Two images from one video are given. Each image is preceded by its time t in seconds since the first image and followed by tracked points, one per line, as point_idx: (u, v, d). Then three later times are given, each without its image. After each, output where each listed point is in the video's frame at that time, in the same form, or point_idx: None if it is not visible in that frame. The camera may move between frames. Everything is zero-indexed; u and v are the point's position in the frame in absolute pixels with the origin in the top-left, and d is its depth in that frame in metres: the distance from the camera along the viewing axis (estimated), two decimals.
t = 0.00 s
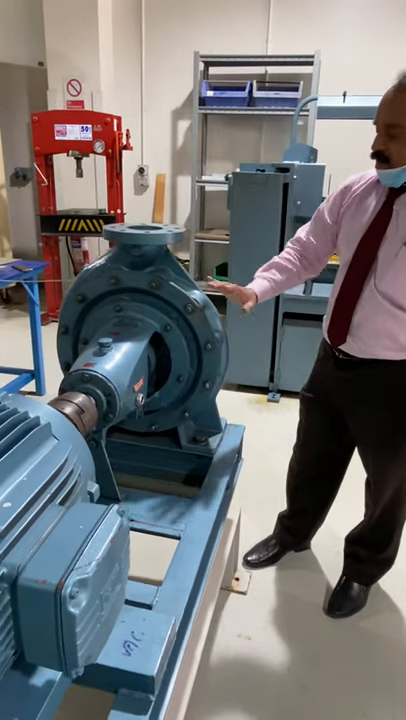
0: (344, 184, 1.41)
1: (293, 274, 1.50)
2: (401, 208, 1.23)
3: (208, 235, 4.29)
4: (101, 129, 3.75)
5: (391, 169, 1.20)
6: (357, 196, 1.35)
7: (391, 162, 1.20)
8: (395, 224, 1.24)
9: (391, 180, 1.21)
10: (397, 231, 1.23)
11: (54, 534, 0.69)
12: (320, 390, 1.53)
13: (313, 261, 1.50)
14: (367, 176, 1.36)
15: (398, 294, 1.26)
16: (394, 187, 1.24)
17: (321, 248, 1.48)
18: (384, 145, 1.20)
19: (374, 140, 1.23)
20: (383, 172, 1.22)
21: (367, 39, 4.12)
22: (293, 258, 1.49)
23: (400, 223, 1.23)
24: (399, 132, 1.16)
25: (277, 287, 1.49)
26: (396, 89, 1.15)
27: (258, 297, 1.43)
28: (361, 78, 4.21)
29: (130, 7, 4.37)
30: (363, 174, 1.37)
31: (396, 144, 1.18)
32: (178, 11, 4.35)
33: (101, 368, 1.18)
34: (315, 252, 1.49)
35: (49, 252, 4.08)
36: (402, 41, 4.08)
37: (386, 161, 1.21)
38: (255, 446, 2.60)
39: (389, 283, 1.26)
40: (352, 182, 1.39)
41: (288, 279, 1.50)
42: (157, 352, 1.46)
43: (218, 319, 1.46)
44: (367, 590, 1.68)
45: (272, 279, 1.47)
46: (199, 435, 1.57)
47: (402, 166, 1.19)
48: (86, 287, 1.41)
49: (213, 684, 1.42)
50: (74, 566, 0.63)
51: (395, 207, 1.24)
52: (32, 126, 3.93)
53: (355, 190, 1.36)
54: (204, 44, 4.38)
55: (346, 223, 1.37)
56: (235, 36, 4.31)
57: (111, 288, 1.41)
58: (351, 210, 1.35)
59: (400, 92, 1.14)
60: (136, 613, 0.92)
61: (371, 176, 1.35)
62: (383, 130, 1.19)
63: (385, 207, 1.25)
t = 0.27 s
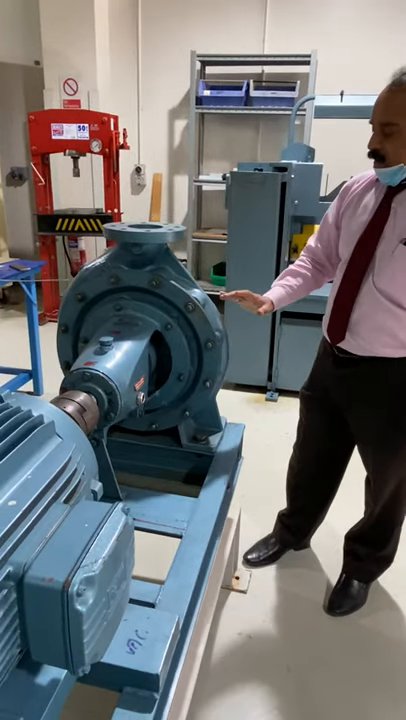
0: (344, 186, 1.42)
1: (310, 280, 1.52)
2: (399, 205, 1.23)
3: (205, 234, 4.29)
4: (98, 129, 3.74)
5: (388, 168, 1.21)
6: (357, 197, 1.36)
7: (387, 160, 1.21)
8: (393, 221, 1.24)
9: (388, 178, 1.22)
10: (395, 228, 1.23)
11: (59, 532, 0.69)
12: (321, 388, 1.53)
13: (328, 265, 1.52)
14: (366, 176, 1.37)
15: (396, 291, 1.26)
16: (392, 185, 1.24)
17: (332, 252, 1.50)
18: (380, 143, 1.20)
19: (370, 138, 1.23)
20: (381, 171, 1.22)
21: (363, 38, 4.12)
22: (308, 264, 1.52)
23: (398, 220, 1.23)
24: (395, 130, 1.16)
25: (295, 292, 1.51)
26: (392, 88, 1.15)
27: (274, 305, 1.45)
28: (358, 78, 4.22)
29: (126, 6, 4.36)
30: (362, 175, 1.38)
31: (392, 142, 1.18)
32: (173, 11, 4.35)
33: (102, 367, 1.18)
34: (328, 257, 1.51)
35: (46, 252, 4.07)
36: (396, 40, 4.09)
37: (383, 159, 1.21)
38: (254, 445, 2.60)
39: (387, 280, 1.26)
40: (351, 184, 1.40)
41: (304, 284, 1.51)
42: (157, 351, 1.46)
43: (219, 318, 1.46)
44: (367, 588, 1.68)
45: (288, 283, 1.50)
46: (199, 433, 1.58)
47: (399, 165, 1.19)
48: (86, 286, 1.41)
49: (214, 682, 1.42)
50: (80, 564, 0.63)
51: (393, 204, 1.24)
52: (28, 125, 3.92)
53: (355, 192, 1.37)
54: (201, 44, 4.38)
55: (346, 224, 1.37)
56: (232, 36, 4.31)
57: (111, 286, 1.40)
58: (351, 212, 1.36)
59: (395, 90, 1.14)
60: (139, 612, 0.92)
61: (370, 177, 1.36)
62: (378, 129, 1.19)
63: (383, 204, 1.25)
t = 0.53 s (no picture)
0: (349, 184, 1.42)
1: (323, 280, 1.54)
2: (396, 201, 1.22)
3: (202, 233, 4.28)
4: (94, 127, 3.73)
5: (386, 163, 1.20)
6: (360, 195, 1.36)
7: (384, 155, 1.20)
8: (389, 216, 1.24)
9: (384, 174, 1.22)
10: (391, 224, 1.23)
11: (60, 531, 0.68)
12: (319, 386, 1.53)
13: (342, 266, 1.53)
14: (369, 174, 1.37)
15: (388, 286, 1.26)
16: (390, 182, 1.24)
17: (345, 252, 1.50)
18: (378, 138, 1.20)
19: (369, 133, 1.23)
20: (380, 166, 1.21)
21: (359, 37, 4.13)
22: (322, 262, 1.53)
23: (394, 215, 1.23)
24: (393, 125, 1.16)
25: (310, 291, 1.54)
26: (392, 83, 1.15)
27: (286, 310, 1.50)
28: (354, 76, 4.22)
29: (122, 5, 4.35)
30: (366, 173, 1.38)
31: (389, 137, 1.18)
32: (169, 10, 4.34)
33: (101, 365, 1.18)
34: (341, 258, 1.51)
35: (42, 251, 4.05)
36: (394, 40, 4.09)
37: (380, 155, 1.21)
38: (252, 444, 2.60)
39: (380, 275, 1.26)
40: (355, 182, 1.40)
41: (318, 283, 1.54)
42: (156, 349, 1.45)
43: (217, 315, 1.46)
44: (365, 586, 1.68)
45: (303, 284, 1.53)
46: (198, 432, 1.57)
47: (397, 159, 1.18)
48: (84, 284, 1.40)
49: (214, 681, 1.41)
50: (81, 563, 0.62)
51: (390, 200, 1.23)
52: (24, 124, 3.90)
53: (358, 190, 1.37)
54: (197, 42, 4.37)
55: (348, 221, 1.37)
56: (228, 35, 4.30)
57: (109, 285, 1.40)
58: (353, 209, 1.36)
59: (395, 86, 1.14)
60: (140, 611, 0.92)
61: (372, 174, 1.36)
62: (377, 123, 1.19)
63: (381, 200, 1.25)
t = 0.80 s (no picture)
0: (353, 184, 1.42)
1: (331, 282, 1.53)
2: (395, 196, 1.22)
3: (199, 231, 4.28)
4: (90, 125, 3.72)
5: (384, 159, 1.19)
6: (363, 192, 1.35)
7: (382, 151, 1.19)
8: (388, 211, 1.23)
9: (382, 169, 1.21)
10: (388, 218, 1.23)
11: (56, 529, 0.67)
12: (320, 383, 1.53)
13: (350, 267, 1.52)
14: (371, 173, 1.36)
15: (383, 280, 1.25)
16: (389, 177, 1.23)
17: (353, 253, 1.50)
18: (376, 133, 1.19)
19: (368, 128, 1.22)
20: (377, 162, 1.21)
21: (356, 35, 4.12)
22: (331, 262, 1.51)
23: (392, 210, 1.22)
24: (389, 120, 1.15)
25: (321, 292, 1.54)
26: (390, 78, 1.14)
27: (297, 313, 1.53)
28: (350, 74, 4.21)
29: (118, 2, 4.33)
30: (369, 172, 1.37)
31: (386, 133, 1.17)
32: (166, 8, 4.33)
33: (98, 362, 1.17)
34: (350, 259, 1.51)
35: (38, 249, 4.04)
36: (395, 39, 4.09)
37: (378, 150, 1.20)
38: (250, 442, 2.59)
39: (375, 268, 1.25)
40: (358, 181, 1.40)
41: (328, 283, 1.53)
42: (153, 346, 1.45)
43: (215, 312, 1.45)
44: (364, 584, 1.68)
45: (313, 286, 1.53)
46: (195, 430, 1.56)
47: (394, 156, 1.17)
48: (80, 281, 1.39)
49: (212, 679, 1.41)
50: (78, 561, 0.61)
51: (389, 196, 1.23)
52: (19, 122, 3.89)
53: (361, 189, 1.37)
54: (193, 40, 4.36)
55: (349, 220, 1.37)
56: (224, 32, 4.29)
57: (106, 281, 1.39)
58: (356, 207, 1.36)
59: (394, 80, 1.13)
60: (138, 609, 0.91)
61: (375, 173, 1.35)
62: (375, 119, 1.19)
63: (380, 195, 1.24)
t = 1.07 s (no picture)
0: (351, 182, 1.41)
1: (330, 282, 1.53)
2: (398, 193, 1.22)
3: (196, 230, 4.27)
4: (87, 123, 3.71)
5: (386, 155, 1.18)
6: (362, 190, 1.35)
7: (384, 147, 1.19)
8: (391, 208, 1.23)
9: (384, 165, 1.20)
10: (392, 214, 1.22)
11: (53, 529, 0.67)
12: (319, 382, 1.53)
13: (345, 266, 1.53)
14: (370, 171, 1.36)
15: (387, 277, 1.24)
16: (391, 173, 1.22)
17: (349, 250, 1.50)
18: (378, 129, 1.19)
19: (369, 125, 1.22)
20: (379, 158, 1.20)
21: (353, 33, 4.11)
22: (329, 261, 1.51)
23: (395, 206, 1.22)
24: (392, 115, 1.15)
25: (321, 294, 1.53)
26: (392, 74, 1.14)
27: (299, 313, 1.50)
28: (347, 72, 4.20)
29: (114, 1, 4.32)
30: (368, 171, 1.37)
31: (388, 128, 1.16)
32: (162, 6, 4.32)
33: (95, 361, 1.16)
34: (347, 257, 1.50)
35: (35, 248, 4.02)
36: (392, 37, 4.09)
37: (380, 146, 1.20)
38: (248, 441, 2.59)
39: (379, 265, 1.24)
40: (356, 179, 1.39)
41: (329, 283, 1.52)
42: (150, 345, 1.44)
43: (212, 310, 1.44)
44: (362, 582, 1.68)
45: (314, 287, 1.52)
46: (193, 428, 1.56)
47: (397, 151, 1.16)
48: (77, 279, 1.39)
49: (211, 679, 1.40)
50: (75, 561, 0.61)
51: (392, 193, 1.23)
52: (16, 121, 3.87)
53: (360, 187, 1.37)
54: (190, 38, 4.35)
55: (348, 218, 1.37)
56: (221, 31, 4.28)
57: (102, 280, 1.38)
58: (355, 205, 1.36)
59: (395, 76, 1.13)
60: (136, 609, 0.90)
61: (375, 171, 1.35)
62: (376, 115, 1.18)
63: (383, 192, 1.24)
